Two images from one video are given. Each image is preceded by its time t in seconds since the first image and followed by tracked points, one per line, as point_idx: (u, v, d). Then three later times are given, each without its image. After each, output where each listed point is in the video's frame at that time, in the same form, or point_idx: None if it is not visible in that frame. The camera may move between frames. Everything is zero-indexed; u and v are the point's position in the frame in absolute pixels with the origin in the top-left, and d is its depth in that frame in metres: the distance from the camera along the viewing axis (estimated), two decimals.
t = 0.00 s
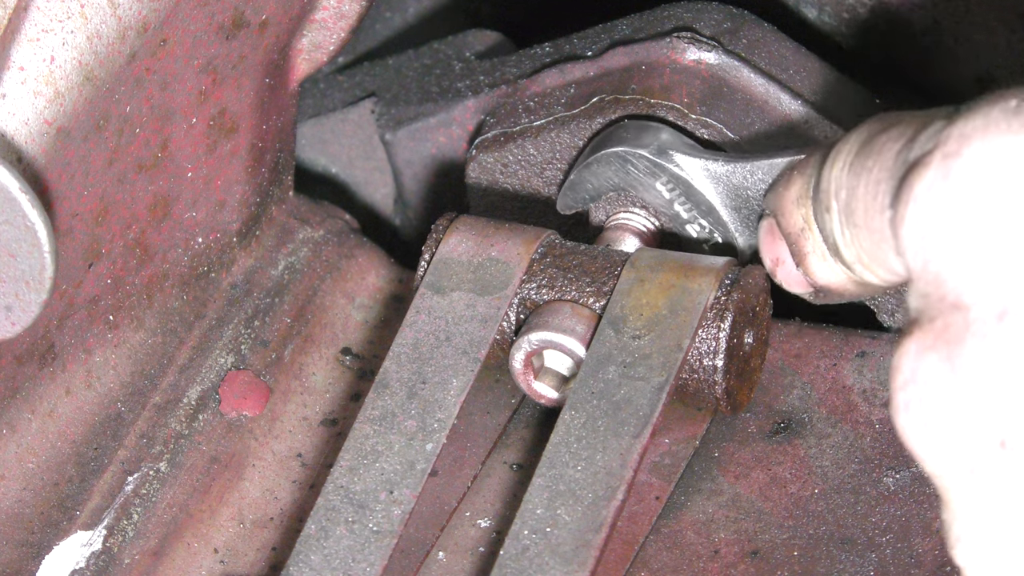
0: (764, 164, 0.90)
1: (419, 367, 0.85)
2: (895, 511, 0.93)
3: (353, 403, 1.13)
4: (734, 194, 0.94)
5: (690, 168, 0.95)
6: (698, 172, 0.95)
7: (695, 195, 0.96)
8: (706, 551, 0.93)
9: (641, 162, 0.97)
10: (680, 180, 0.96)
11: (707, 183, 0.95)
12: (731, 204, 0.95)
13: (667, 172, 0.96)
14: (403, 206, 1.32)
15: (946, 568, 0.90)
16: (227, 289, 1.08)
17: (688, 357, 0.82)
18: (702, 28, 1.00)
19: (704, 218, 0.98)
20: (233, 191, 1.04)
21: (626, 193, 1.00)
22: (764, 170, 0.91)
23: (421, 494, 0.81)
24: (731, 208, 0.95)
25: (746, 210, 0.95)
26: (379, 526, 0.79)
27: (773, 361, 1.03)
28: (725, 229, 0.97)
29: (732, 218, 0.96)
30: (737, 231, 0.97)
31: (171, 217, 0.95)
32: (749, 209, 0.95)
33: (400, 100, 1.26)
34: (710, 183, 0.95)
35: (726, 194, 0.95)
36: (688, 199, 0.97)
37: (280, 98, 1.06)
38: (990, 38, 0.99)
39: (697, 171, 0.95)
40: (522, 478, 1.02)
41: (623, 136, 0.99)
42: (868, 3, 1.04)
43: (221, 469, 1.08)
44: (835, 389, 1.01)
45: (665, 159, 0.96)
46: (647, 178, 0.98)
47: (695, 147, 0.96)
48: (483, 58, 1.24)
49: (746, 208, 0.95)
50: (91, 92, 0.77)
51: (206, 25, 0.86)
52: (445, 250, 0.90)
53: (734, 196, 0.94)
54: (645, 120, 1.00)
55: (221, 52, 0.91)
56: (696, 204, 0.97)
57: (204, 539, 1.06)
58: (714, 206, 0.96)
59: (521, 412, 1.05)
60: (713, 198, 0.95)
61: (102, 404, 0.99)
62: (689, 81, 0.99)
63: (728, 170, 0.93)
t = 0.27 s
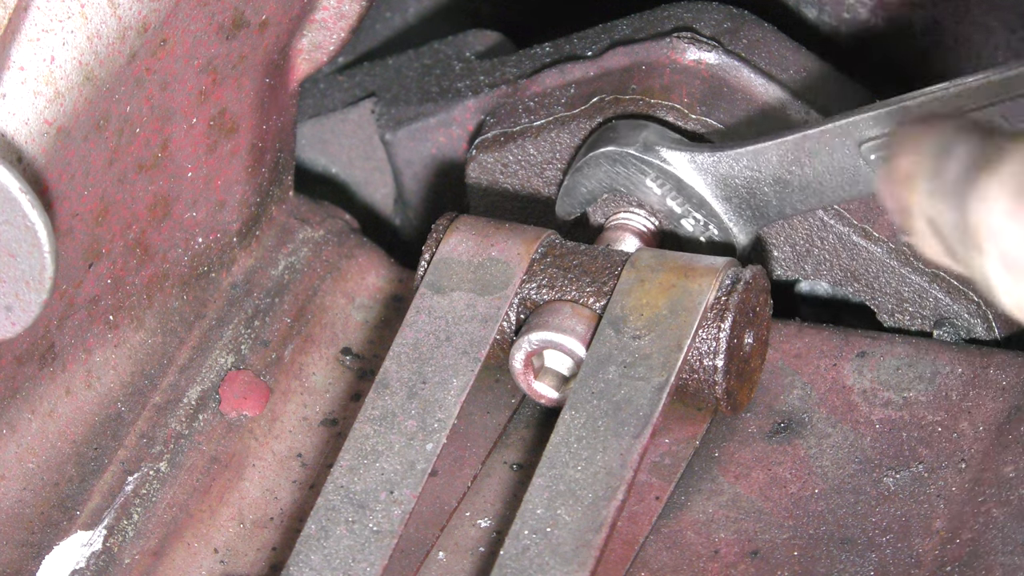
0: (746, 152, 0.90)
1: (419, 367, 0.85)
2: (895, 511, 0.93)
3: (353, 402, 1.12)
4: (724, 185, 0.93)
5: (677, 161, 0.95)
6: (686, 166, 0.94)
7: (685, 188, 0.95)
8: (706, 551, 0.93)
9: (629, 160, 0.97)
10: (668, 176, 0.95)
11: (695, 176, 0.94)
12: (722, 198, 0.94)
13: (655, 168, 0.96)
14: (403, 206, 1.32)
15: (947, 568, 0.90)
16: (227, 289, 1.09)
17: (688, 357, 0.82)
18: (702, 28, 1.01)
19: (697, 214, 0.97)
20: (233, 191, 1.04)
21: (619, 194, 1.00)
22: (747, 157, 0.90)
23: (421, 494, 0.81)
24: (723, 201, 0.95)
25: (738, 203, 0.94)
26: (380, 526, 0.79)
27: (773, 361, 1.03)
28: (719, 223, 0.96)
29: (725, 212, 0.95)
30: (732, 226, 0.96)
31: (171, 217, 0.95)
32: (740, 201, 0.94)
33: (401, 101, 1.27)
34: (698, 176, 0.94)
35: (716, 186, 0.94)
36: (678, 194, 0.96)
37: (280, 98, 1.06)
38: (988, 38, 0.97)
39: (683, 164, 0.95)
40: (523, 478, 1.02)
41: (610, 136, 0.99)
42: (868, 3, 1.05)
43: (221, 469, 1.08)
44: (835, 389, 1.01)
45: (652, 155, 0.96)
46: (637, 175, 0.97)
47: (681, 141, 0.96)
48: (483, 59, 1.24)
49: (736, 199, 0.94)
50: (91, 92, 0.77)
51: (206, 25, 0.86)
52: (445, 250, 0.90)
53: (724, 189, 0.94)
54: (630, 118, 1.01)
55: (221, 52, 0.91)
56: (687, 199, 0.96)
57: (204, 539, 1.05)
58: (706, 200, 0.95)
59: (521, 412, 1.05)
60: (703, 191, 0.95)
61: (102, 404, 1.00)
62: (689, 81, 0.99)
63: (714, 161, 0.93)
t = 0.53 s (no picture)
0: (735, 142, 0.91)
1: (419, 367, 0.85)
2: (896, 511, 0.93)
3: (353, 402, 1.12)
4: (718, 178, 0.94)
5: (669, 156, 0.95)
6: (678, 161, 0.95)
7: (678, 183, 0.95)
8: (706, 551, 0.93)
9: (620, 158, 0.97)
10: (661, 171, 0.96)
11: (687, 171, 0.95)
12: (715, 191, 0.95)
13: (648, 165, 0.96)
14: (403, 206, 1.32)
15: (947, 568, 0.89)
16: (227, 289, 1.09)
17: (688, 357, 0.82)
18: (702, 28, 1.01)
19: (692, 209, 0.97)
20: (233, 191, 1.04)
21: (614, 193, 0.99)
22: (736, 147, 0.92)
23: (421, 494, 0.81)
24: (715, 195, 0.95)
25: (732, 195, 0.94)
26: (380, 526, 0.79)
27: (773, 361, 1.03)
28: (715, 217, 0.96)
29: (719, 205, 0.95)
30: (729, 220, 0.96)
31: (171, 217, 0.95)
32: (733, 193, 0.94)
33: (400, 101, 1.27)
34: (690, 170, 0.94)
35: (710, 179, 0.94)
36: (672, 190, 0.96)
37: (280, 97, 1.05)
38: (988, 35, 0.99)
39: (675, 159, 0.95)
40: (523, 478, 1.02)
41: (602, 136, 1.00)
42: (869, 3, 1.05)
43: (221, 469, 1.08)
44: (834, 389, 1.01)
45: (644, 152, 0.96)
46: (630, 173, 0.97)
47: (672, 137, 0.96)
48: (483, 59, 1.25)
49: (729, 192, 0.94)
50: (91, 92, 0.77)
51: (206, 25, 0.86)
52: (445, 250, 0.90)
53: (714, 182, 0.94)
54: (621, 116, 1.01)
55: (221, 52, 0.91)
56: (681, 195, 0.96)
57: (203, 539, 1.05)
58: (700, 194, 0.95)
59: (521, 412, 1.05)
60: (696, 185, 0.95)
61: (102, 404, 1.00)
62: (689, 81, 0.99)
63: (705, 153, 0.93)
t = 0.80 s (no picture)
0: (709, 126, 0.90)
1: (419, 367, 0.85)
2: (896, 511, 0.93)
3: (353, 402, 1.13)
4: (701, 164, 0.92)
5: (650, 147, 0.94)
6: (659, 151, 0.94)
7: (664, 174, 0.94)
8: (706, 551, 0.94)
9: (604, 157, 0.97)
10: (646, 165, 0.95)
11: (669, 161, 0.93)
12: (699, 177, 0.93)
13: (632, 160, 0.96)
14: (403, 206, 1.32)
15: (947, 568, 0.91)
16: (227, 289, 1.09)
17: (688, 357, 0.82)
18: (702, 28, 1.01)
19: (682, 199, 0.95)
20: (233, 191, 1.04)
21: (608, 194, 0.99)
22: (712, 130, 0.90)
23: (421, 494, 0.81)
24: (700, 181, 0.93)
25: (716, 180, 0.93)
26: (380, 526, 0.79)
27: (773, 361, 1.02)
28: (705, 204, 0.94)
29: (705, 190, 0.93)
30: (720, 206, 0.94)
31: (171, 217, 0.95)
32: (717, 177, 0.92)
33: (400, 101, 1.27)
34: (672, 160, 0.93)
35: (692, 165, 0.93)
36: (659, 183, 0.95)
37: (280, 97, 1.05)
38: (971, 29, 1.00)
39: (656, 150, 0.94)
40: (523, 478, 1.02)
41: (587, 138, 1.00)
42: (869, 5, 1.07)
43: (221, 469, 1.08)
44: (834, 389, 1.00)
45: (627, 148, 0.96)
46: (617, 171, 0.97)
47: (651, 130, 0.96)
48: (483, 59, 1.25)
49: (713, 176, 0.92)
50: (91, 92, 0.77)
51: (206, 25, 0.86)
52: (445, 250, 0.90)
53: (696, 168, 0.93)
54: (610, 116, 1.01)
55: (221, 52, 0.91)
56: (669, 186, 0.95)
57: (204, 539, 1.05)
58: (686, 184, 0.94)
59: (521, 412, 1.05)
60: (680, 174, 0.93)
61: (102, 404, 0.99)
62: (689, 81, 0.99)
63: (684, 141, 0.92)
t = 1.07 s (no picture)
0: (691, 121, 0.91)
1: (419, 367, 0.85)
2: (896, 511, 0.94)
3: (353, 402, 1.13)
4: (687, 159, 0.92)
5: (636, 147, 0.94)
6: (645, 150, 0.94)
7: (652, 173, 0.94)
8: (706, 551, 0.94)
9: (593, 162, 0.98)
10: (633, 166, 0.95)
11: (656, 159, 0.94)
12: (685, 172, 0.93)
13: (620, 162, 0.96)
14: (404, 206, 1.32)
15: (947, 567, 0.92)
16: (227, 289, 1.08)
17: (688, 357, 0.82)
18: (703, 28, 1.01)
19: (673, 196, 0.95)
20: (233, 191, 1.04)
21: (604, 197, 0.99)
22: (694, 125, 0.91)
23: (421, 494, 0.81)
24: (687, 176, 0.93)
25: (703, 174, 0.93)
26: (380, 526, 0.80)
27: (773, 361, 1.01)
28: (696, 199, 0.94)
29: (693, 185, 0.93)
30: (711, 200, 0.94)
31: (171, 217, 0.96)
32: (704, 171, 0.92)
33: (400, 101, 1.27)
34: (658, 157, 0.93)
35: (678, 162, 0.93)
36: (649, 182, 0.95)
37: (280, 97, 1.05)
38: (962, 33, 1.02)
39: (641, 149, 0.94)
40: (523, 478, 1.02)
41: (576, 143, 1.00)
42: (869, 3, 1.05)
43: (221, 469, 1.08)
44: (834, 389, 0.99)
45: (613, 150, 0.96)
46: (607, 174, 0.97)
47: (636, 131, 0.96)
48: (483, 59, 1.25)
49: (700, 171, 0.93)
50: (91, 92, 0.77)
51: (206, 25, 0.86)
52: (445, 250, 0.90)
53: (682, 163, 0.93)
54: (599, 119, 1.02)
55: (221, 52, 0.91)
56: (659, 184, 0.95)
57: (204, 539, 1.06)
58: (675, 181, 0.94)
59: (521, 413, 1.04)
60: (668, 172, 0.94)
61: (102, 404, 0.99)
62: (689, 81, 0.99)
63: (668, 139, 0.93)
